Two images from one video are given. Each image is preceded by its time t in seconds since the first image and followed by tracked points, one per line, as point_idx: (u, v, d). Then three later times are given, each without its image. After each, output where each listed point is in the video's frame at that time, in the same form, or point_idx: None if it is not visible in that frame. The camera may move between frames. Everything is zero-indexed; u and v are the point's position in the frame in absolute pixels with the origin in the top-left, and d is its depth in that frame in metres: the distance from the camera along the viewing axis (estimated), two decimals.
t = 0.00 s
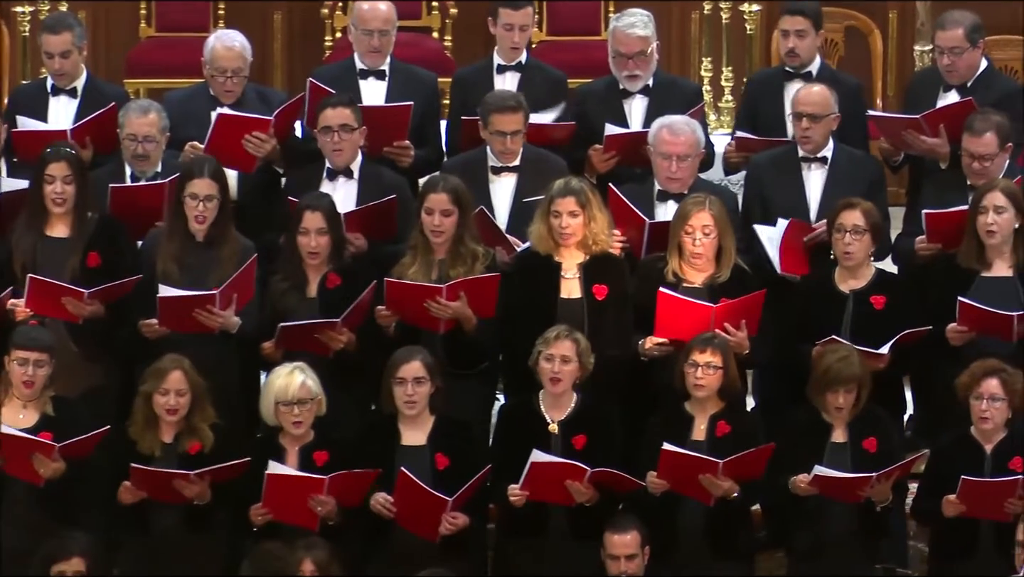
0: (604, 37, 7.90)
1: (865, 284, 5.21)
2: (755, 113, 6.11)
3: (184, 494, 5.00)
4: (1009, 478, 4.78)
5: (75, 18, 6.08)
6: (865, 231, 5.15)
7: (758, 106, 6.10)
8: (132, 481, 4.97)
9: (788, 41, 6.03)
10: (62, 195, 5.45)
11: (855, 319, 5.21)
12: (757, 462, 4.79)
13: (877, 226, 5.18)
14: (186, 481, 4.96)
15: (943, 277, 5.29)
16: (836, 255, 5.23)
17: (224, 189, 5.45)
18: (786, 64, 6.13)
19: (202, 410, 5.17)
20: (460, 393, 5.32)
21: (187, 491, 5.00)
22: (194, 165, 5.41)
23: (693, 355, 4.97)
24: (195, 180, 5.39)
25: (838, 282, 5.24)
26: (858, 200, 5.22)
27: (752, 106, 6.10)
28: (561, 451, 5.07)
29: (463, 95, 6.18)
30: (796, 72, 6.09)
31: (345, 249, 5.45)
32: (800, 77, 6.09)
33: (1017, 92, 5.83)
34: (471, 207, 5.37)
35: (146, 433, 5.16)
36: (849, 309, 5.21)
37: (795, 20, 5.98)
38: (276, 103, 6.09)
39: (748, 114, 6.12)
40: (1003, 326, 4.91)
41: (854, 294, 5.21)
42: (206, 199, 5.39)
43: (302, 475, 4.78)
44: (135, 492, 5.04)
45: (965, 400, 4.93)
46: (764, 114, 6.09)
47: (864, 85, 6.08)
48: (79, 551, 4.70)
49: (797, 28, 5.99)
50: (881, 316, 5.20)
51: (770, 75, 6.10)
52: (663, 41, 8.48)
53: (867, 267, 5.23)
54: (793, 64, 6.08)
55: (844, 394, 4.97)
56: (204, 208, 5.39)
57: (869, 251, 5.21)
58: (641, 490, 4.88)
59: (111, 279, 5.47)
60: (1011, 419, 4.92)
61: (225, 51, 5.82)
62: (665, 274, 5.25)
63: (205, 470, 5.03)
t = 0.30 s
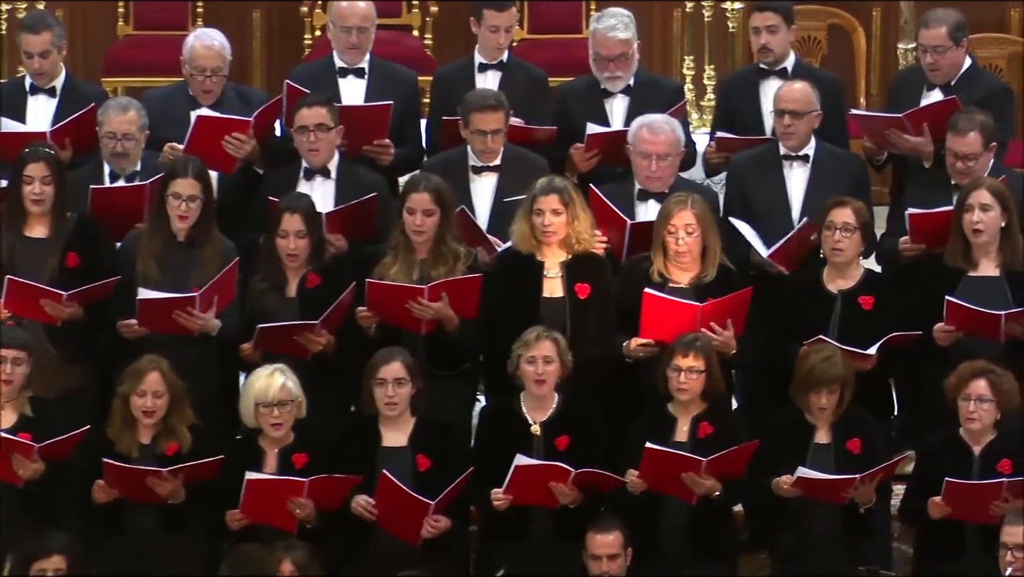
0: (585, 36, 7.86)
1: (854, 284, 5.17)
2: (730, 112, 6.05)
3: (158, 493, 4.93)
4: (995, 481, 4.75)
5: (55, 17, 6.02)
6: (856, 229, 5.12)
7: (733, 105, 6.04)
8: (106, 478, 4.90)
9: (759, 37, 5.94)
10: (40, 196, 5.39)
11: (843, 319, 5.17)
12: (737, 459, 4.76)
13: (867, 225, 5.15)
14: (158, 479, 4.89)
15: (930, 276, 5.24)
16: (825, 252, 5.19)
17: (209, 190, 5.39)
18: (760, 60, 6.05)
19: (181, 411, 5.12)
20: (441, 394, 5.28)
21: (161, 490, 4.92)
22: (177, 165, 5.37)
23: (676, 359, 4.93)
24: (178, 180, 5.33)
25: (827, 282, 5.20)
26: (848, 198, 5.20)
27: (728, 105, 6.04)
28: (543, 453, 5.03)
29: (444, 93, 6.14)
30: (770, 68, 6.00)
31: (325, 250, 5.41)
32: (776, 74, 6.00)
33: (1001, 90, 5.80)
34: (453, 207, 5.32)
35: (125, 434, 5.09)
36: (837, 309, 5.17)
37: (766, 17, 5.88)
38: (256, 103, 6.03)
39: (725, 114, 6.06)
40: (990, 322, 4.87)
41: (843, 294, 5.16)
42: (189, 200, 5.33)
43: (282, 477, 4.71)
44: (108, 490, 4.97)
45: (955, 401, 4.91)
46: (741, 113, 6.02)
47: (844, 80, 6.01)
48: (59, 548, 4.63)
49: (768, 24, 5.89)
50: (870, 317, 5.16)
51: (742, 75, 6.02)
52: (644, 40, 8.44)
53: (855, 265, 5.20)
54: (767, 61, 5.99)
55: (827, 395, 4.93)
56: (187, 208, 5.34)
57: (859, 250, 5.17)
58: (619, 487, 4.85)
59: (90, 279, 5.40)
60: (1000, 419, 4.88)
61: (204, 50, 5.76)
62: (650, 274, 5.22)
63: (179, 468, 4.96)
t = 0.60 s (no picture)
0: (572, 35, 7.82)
1: (845, 285, 5.14)
2: (714, 112, 6.00)
3: (144, 502, 4.87)
4: (982, 485, 4.72)
5: (38, 16, 5.96)
6: (848, 229, 5.09)
7: (714, 106, 6.00)
8: (90, 487, 4.84)
9: (738, 37, 5.90)
10: (23, 195, 5.34)
11: (833, 320, 5.14)
12: (726, 455, 4.73)
13: (860, 224, 5.12)
14: (145, 488, 4.83)
15: (918, 275, 5.22)
16: (816, 253, 5.16)
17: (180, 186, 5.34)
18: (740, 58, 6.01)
19: (164, 416, 5.06)
20: (428, 395, 5.24)
21: (147, 499, 4.86)
22: (149, 164, 5.32)
23: (663, 367, 4.89)
24: (149, 178, 5.29)
25: (818, 283, 5.17)
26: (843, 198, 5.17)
27: (709, 105, 6.00)
28: (530, 454, 4.99)
29: (429, 93, 6.13)
30: (751, 67, 5.97)
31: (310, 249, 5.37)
32: (757, 72, 5.98)
33: (989, 90, 5.77)
34: (439, 206, 5.28)
35: (107, 438, 5.05)
36: (828, 310, 5.14)
37: (743, 16, 5.83)
38: (240, 103, 6.00)
39: (707, 116, 6.02)
40: (984, 326, 4.84)
41: (833, 295, 5.13)
42: (161, 197, 5.28)
43: (265, 476, 4.66)
44: (92, 499, 4.91)
45: (945, 403, 4.88)
46: (724, 113, 5.98)
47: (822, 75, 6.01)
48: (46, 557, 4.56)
49: (745, 23, 5.85)
50: (859, 318, 5.12)
51: (724, 75, 5.99)
52: (631, 40, 8.41)
53: (847, 266, 5.16)
54: (747, 60, 5.96)
55: (814, 397, 4.89)
56: (159, 206, 5.29)
57: (851, 250, 5.13)
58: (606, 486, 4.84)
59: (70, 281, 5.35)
60: (989, 422, 4.85)
61: (188, 49, 5.71)
62: (639, 275, 5.18)
63: (165, 476, 4.89)
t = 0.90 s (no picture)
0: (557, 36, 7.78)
1: (831, 286, 5.11)
2: (697, 114, 5.97)
3: (130, 510, 4.83)
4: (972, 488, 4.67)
5: (19, 17, 5.91)
6: (831, 231, 5.06)
7: (696, 105, 5.96)
8: (76, 498, 4.79)
9: (719, 35, 5.86)
10: (5, 198, 5.28)
11: (818, 322, 5.12)
12: (712, 459, 4.70)
13: (843, 226, 5.09)
14: (132, 497, 4.79)
15: (908, 277, 5.18)
16: (802, 255, 5.13)
17: (166, 194, 5.29)
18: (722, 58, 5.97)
19: (145, 421, 5.01)
20: (413, 400, 5.19)
21: (134, 507, 4.82)
22: (132, 170, 5.25)
23: (649, 369, 4.85)
24: (133, 188, 5.23)
25: (805, 285, 5.14)
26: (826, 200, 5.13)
27: (692, 106, 5.96)
28: (512, 460, 4.95)
29: (412, 95, 6.07)
30: (733, 67, 5.92)
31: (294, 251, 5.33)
32: (740, 72, 5.93)
33: (978, 90, 5.74)
34: (424, 207, 5.23)
35: (88, 445, 5.00)
36: (813, 313, 5.12)
37: (724, 13, 5.80)
38: (224, 104, 5.93)
39: (691, 118, 5.98)
40: (970, 325, 4.81)
41: (819, 296, 5.11)
42: (145, 206, 5.23)
43: (243, 482, 4.63)
44: (78, 509, 4.87)
45: (932, 405, 4.84)
46: (707, 111, 5.95)
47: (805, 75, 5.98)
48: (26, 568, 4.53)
49: (727, 21, 5.81)
50: (848, 320, 5.10)
51: (708, 75, 5.96)
52: (617, 40, 8.37)
53: (833, 268, 5.14)
54: (728, 60, 5.92)
55: (802, 399, 4.85)
56: (144, 215, 5.23)
57: (836, 251, 5.11)
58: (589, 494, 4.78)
59: (57, 283, 5.32)
60: (977, 425, 4.82)
61: (170, 49, 5.65)
62: (624, 278, 5.15)
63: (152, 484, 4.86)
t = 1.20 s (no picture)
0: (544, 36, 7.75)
1: (813, 287, 5.09)
2: (683, 112, 5.94)
3: (112, 511, 4.81)
4: (962, 492, 4.64)
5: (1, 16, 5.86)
6: (813, 231, 5.01)
7: (683, 103, 5.93)
8: (57, 496, 4.76)
9: (707, 33, 5.81)
10: None
11: (800, 321, 5.09)
12: (701, 464, 4.64)
13: (825, 227, 5.04)
14: (114, 495, 4.74)
15: (897, 279, 5.15)
16: (782, 255, 5.10)
17: (155, 195, 5.25)
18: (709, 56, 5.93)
19: (128, 420, 4.97)
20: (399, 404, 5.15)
21: (116, 506, 4.78)
22: (121, 170, 5.21)
23: (634, 371, 4.81)
24: (122, 187, 5.19)
25: (785, 286, 5.12)
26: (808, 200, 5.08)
27: (678, 105, 5.93)
28: (496, 460, 4.91)
29: (398, 95, 6.04)
30: (720, 66, 5.89)
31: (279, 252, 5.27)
32: (727, 71, 5.90)
33: (968, 90, 5.71)
34: (411, 209, 5.20)
35: (71, 446, 4.96)
36: (794, 312, 5.09)
37: (713, 12, 5.74)
38: (208, 104, 5.89)
39: (677, 117, 5.95)
40: (954, 324, 4.77)
41: (800, 296, 5.08)
42: (134, 206, 5.19)
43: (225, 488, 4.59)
44: (59, 508, 4.83)
45: (920, 408, 4.79)
46: (694, 111, 5.92)
47: (793, 74, 5.95)
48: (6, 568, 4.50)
49: (715, 19, 5.75)
50: (828, 321, 5.08)
51: (695, 74, 5.93)
52: (605, 40, 8.34)
53: (814, 268, 5.12)
54: (715, 58, 5.88)
55: (789, 401, 4.82)
56: (132, 214, 5.20)
57: (817, 252, 5.08)
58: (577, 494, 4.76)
59: (40, 282, 5.26)
60: (965, 427, 4.78)
61: (154, 48, 5.61)
62: (611, 280, 5.12)
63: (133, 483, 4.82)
